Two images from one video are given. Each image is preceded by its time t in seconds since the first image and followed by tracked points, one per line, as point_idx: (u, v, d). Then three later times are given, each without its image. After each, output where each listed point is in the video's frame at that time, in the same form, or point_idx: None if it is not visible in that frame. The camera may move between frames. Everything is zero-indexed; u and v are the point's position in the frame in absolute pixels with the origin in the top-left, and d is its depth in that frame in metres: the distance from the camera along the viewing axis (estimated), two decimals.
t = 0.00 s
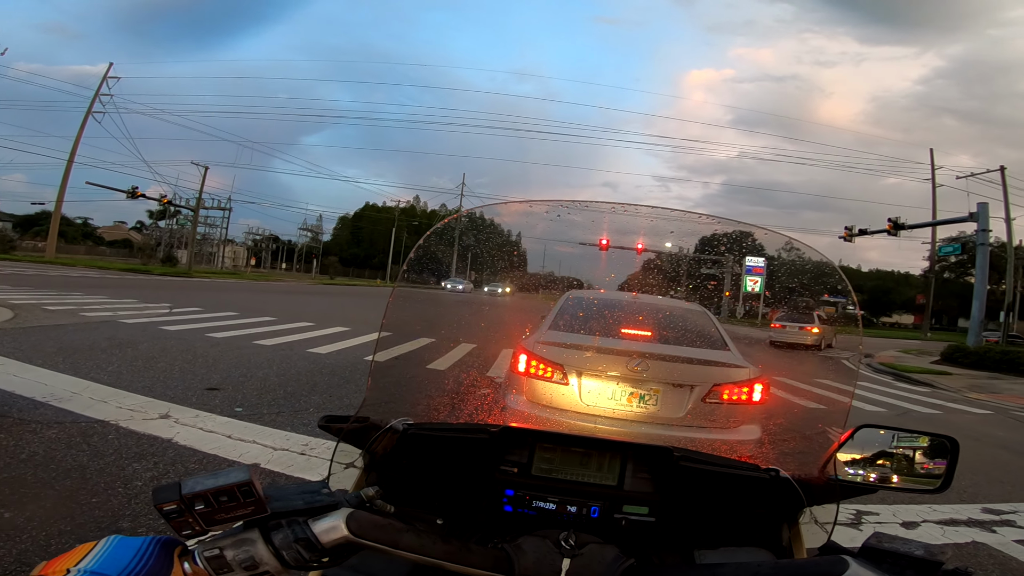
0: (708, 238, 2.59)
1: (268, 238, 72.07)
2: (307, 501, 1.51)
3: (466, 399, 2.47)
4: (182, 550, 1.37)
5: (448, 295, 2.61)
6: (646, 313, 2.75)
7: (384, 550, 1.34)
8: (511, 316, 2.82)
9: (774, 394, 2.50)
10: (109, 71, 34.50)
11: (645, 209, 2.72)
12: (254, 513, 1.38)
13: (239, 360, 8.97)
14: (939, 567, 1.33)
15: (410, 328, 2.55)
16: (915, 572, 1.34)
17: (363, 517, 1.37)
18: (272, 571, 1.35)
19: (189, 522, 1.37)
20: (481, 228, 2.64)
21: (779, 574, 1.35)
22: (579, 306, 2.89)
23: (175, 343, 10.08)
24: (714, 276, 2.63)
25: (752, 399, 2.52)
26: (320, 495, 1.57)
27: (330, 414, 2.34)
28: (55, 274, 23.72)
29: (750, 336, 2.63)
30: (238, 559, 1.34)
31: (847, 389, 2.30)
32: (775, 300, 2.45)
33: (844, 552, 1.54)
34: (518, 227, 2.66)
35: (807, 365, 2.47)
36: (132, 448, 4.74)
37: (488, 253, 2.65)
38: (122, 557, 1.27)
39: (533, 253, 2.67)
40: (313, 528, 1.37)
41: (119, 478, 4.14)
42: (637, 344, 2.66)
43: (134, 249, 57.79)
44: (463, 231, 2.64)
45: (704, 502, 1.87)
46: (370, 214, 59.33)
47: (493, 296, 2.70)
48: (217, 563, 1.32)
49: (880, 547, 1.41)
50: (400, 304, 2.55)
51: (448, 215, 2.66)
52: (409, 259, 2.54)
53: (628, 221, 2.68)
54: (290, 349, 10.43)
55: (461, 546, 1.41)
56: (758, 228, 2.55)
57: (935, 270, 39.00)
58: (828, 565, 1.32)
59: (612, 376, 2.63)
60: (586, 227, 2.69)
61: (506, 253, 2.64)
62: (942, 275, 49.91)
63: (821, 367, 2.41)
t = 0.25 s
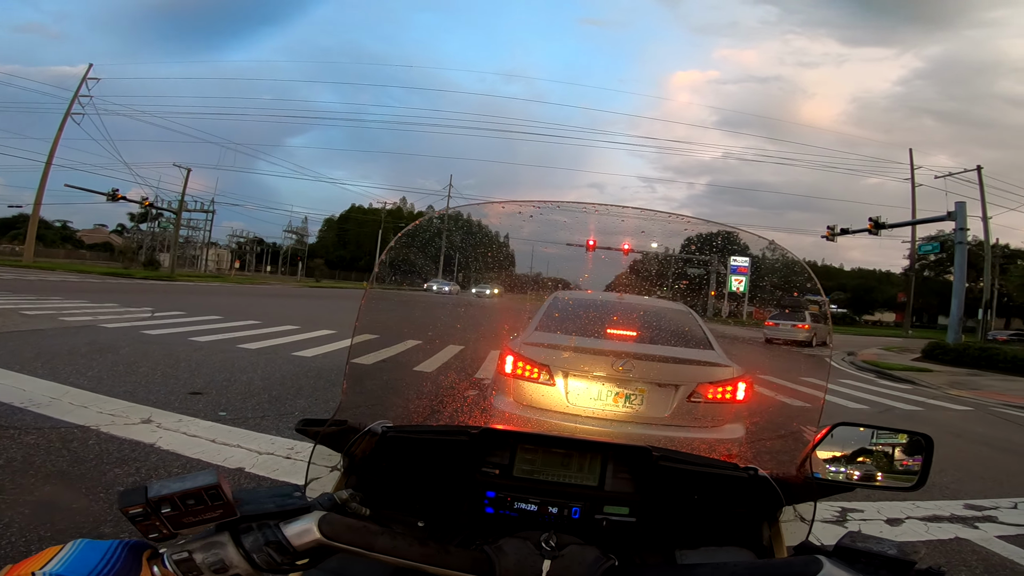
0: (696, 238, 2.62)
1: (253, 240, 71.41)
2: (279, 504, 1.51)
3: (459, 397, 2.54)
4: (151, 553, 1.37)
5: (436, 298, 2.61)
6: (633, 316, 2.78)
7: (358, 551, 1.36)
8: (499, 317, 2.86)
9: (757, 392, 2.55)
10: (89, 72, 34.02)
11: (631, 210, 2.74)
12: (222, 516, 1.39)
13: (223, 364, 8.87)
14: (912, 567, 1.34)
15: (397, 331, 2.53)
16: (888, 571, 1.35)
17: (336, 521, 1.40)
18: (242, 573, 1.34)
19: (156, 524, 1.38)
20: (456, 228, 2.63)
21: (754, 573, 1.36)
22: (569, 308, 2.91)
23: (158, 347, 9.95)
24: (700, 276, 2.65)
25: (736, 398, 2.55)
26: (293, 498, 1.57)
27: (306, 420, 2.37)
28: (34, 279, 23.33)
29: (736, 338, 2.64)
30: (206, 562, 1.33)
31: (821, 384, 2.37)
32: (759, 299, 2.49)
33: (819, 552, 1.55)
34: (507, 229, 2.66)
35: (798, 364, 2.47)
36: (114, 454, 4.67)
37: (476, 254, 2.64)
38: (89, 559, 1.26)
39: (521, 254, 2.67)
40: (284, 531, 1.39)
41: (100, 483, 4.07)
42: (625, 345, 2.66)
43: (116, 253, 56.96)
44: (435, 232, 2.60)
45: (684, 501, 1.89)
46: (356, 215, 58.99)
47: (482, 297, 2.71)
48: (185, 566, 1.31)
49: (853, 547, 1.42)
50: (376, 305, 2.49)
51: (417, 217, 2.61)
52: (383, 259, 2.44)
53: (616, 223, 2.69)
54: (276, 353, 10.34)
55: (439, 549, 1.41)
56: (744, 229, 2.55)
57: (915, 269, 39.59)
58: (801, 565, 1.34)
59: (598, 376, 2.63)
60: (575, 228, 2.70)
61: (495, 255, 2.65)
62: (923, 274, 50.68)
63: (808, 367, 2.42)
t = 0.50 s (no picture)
0: (676, 237, 2.64)
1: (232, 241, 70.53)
2: (255, 506, 1.50)
3: (445, 398, 2.52)
4: (125, 556, 1.34)
5: (419, 298, 2.62)
6: (616, 314, 2.85)
7: (339, 553, 1.37)
8: (483, 317, 2.88)
9: (739, 388, 2.59)
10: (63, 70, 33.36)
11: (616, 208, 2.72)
12: (197, 518, 1.37)
13: (203, 367, 8.74)
14: (889, 563, 1.35)
15: (380, 332, 2.54)
16: (866, 569, 1.37)
17: (315, 522, 1.40)
18: None
19: (129, 528, 1.35)
20: (437, 228, 2.63)
21: (735, 571, 1.38)
22: (551, 307, 2.94)
23: (136, 350, 9.77)
24: (682, 275, 2.67)
25: (717, 395, 2.59)
26: (269, 500, 1.55)
27: (286, 421, 2.36)
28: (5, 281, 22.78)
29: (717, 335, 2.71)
30: (182, 564, 1.32)
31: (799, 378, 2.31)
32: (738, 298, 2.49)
33: (797, 548, 1.57)
34: (491, 228, 2.65)
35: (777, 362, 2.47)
36: (91, 458, 4.58)
37: (457, 253, 2.65)
38: (60, 563, 1.23)
39: (507, 254, 2.67)
40: (261, 533, 1.39)
41: (77, 488, 3.99)
42: (606, 343, 2.72)
43: (92, 254, 55.87)
44: (413, 231, 2.58)
45: (666, 499, 1.91)
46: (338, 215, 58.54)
47: (468, 297, 2.74)
48: (160, 569, 1.29)
49: (831, 543, 1.43)
50: (353, 305, 2.45)
51: (394, 216, 2.59)
52: (359, 260, 2.41)
53: (599, 222, 2.69)
54: (257, 355, 10.22)
55: (421, 550, 1.42)
56: (723, 227, 2.58)
57: (892, 267, 40.32)
58: (780, 562, 1.35)
59: (583, 375, 2.64)
60: (559, 228, 2.69)
61: (478, 254, 2.64)
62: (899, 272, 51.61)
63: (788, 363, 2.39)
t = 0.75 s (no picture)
0: (661, 237, 2.67)
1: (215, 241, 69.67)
2: (240, 510, 1.48)
3: (432, 400, 2.49)
4: (109, 562, 1.32)
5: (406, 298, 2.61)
6: (602, 313, 2.85)
7: (327, 556, 1.35)
8: (471, 316, 2.86)
9: (724, 386, 2.61)
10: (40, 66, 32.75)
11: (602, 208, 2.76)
12: (181, 522, 1.36)
13: (186, 369, 8.63)
14: (874, 559, 1.37)
15: (366, 333, 2.51)
16: (853, 564, 1.38)
17: (302, 525, 1.39)
18: None
19: (112, 532, 1.33)
20: (423, 228, 2.65)
21: (723, 569, 1.38)
22: (538, 307, 2.93)
23: (117, 352, 9.62)
24: (668, 274, 2.69)
25: (704, 393, 2.59)
26: (255, 503, 1.53)
27: (271, 423, 2.35)
28: None
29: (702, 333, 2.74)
30: (167, 568, 1.30)
31: (782, 375, 2.37)
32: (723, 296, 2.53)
33: (785, 544, 1.59)
34: (478, 228, 2.66)
35: (760, 360, 2.52)
36: (72, 461, 4.50)
37: (444, 253, 2.64)
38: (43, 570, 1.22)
39: (494, 254, 2.64)
40: (247, 536, 1.37)
41: (59, 491, 3.92)
42: (593, 343, 2.74)
43: (70, 255, 54.91)
44: (399, 231, 2.62)
45: (654, 496, 1.93)
46: (322, 215, 58.09)
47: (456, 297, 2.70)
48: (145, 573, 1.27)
49: (817, 540, 1.45)
50: (336, 308, 2.44)
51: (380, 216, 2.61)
52: (343, 260, 2.44)
53: (585, 221, 2.70)
54: (241, 356, 10.11)
55: (411, 551, 1.42)
56: (707, 227, 2.60)
57: (872, 266, 40.93)
58: (767, 559, 1.37)
59: (571, 375, 2.66)
60: (546, 228, 2.67)
61: (464, 253, 2.63)
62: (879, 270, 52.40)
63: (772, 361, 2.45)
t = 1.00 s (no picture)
0: (654, 236, 2.69)
1: (204, 240, 69.17)
2: (233, 508, 1.47)
3: (426, 398, 2.49)
4: (101, 561, 1.30)
5: (396, 299, 2.62)
6: (596, 311, 2.82)
7: (321, 555, 1.35)
8: (464, 316, 2.85)
9: (717, 385, 2.59)
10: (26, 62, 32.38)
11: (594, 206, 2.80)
12: (174, 520, 1.35)
13: (176, 369, 8.57)
14: (866, 553, 1.39)
15: (357, 333, 2.51)
16: (845, 559, 1.41)
17: (296, 523, 1.39)
18: None
19: (103, 531, 1.32)
20: (416, 227, 2.65)
21: (717, 565, 1.40)
22: (531, 304, 2.92)
23: (105, 352, 9.53)
24: (660, 273, 2.73)
25: (696, 391, 2.61)
26: (248, 501, 1.52)
27: (263, 423, 2.35)
28: None
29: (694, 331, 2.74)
30: (160, 567, 1.29)
31: (771, 374, 2.41)
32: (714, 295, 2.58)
33: (778, 540, 1.60)
34: (472, 227, 2.65)
35: (750, 358, 2.49)
36: (61, 462, 4.45)
37: (436, 251, 2.65)
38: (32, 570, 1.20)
39: (486, 253, 2.64)
40: (240, 535, 1.36)
41: (47, 492, 3.88)
42: (587, 341, 2.72)
43: (57, 254, 54.35)
44: (391, 229, 2.62)
45: (647, 493, 1.95)
46: (313, 214, 57.82)
47: (448, 296, 2.73)
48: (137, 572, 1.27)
49: (810, 535, 1.47)
50: (328, 307, 2.43)
51: (372, 213, 2.61)
52: (335, 257, 2.41)
53: (578, 220, 2.74)
54: (232, 356, 10.05)
55: (406, 549, 1.42)
56: (700, 225, 2.64)
57: (861, 266, 41.28)
58: (761, 554, 1.38)
59: (564, 373, 2.64)
60: (540, 227, 2.70)
61: (456, 251, 2.64)
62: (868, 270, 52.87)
63: (762, 359, 2.46)
